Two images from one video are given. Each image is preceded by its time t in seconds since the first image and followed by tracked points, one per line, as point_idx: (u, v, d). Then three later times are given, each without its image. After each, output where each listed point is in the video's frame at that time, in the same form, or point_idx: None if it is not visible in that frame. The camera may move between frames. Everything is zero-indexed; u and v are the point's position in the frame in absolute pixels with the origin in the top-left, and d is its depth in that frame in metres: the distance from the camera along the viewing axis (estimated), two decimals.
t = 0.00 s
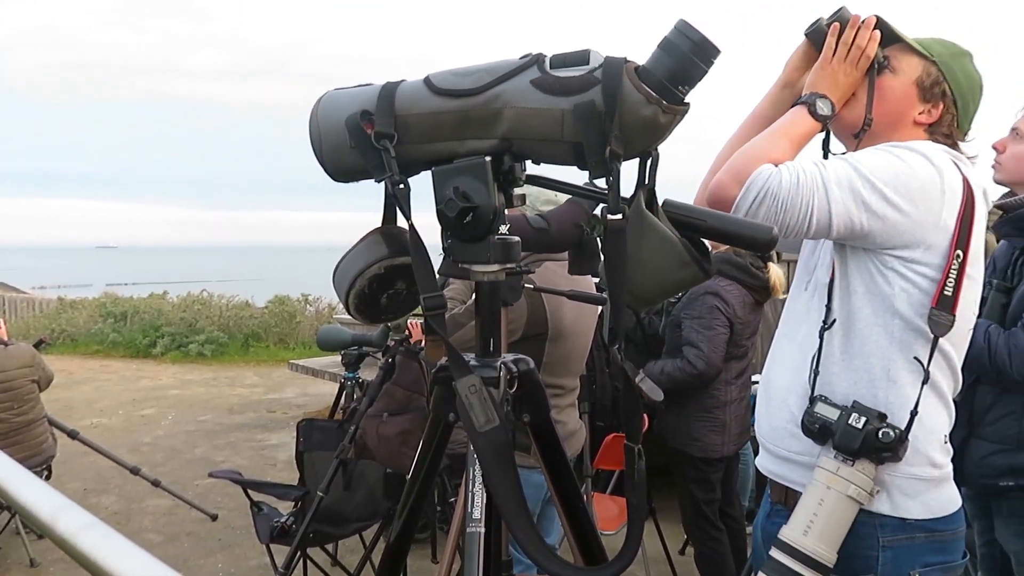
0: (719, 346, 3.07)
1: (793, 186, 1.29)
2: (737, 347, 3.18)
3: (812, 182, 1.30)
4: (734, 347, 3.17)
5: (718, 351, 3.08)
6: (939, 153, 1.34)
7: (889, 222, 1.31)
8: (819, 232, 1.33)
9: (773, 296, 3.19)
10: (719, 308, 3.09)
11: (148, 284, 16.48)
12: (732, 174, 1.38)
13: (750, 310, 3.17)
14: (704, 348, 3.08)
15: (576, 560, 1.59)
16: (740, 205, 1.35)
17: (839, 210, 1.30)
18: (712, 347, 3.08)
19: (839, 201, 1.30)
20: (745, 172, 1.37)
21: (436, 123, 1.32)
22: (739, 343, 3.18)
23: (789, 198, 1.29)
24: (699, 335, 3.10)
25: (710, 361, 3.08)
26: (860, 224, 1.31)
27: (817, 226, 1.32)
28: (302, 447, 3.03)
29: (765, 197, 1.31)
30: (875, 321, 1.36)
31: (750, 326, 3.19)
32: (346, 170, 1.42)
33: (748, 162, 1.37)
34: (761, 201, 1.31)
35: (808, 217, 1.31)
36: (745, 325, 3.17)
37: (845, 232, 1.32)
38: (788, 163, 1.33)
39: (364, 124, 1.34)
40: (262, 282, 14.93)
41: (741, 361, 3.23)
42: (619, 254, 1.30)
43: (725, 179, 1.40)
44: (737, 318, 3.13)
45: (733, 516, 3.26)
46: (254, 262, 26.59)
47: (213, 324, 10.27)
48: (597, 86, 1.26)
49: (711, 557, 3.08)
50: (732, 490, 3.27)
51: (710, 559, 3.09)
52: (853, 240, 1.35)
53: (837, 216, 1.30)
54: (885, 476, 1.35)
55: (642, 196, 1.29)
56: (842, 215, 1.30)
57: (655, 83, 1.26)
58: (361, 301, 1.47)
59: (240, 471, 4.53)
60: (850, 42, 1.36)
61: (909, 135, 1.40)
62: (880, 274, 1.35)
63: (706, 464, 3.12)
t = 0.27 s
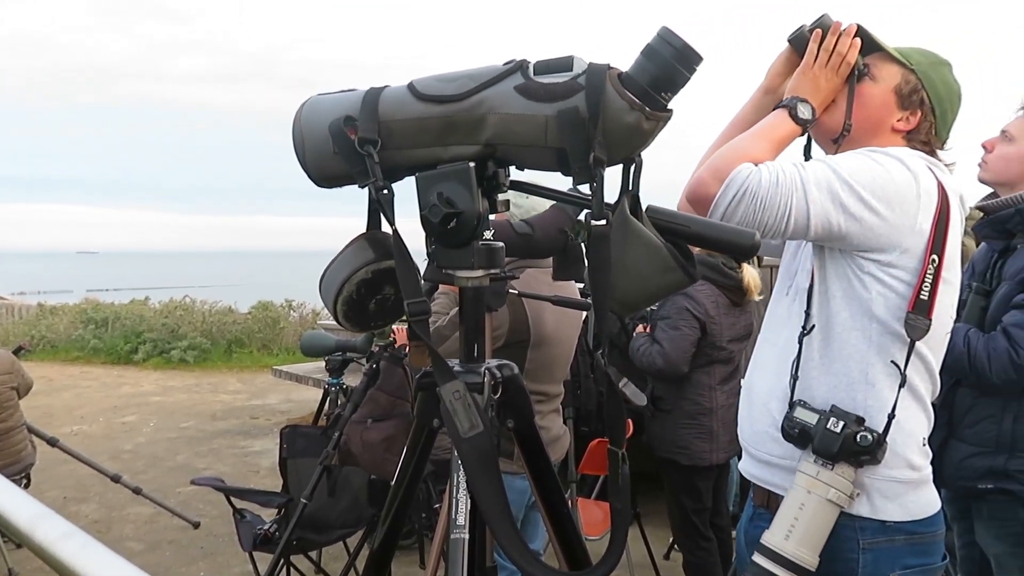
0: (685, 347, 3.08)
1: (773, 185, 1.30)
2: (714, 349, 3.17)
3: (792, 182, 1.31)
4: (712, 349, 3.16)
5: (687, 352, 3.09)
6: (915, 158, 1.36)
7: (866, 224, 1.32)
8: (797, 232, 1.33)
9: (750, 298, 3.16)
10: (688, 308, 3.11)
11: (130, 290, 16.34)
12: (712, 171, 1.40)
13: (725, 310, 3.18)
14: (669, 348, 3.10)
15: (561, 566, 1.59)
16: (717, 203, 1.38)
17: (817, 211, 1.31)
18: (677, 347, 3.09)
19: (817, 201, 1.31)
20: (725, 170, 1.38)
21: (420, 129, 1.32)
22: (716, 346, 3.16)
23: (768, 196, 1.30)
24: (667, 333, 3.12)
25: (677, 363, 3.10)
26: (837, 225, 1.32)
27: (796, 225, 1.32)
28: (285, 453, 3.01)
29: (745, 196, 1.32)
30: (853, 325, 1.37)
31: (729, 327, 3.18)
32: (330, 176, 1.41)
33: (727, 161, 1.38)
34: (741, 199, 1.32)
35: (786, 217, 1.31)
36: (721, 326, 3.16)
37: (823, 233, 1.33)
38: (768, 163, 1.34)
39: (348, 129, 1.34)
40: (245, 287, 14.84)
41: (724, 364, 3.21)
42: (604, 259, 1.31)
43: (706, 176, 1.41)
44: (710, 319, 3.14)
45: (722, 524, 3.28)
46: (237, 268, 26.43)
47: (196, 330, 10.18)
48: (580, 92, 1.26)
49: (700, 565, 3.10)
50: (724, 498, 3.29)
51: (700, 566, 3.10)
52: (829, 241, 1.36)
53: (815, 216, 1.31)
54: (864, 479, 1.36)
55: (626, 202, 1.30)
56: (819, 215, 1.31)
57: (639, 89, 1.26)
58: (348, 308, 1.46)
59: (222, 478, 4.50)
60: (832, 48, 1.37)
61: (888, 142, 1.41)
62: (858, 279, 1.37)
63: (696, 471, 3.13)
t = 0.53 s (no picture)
0: (653, 349, 3.10)
1: (755, 186, 1.31)
2: (689, 350, 3.16)
3: (772, 185, 1.32)
4: (687, 350, 3.16)
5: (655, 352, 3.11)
6: (893, 162, 1.38)
7: (845, 227, 1.33)
8: (777, 234, 1.34)
9: (725, 298, 3.13)
10: (657, 310, 3.11)
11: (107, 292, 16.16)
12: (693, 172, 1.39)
13: (698, 309, 3.16)
14: (636, 348, 3.13)
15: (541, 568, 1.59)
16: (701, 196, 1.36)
17: (797, 213, 1.32)
18: (645, 350, 3.11)
19: (798, 203, 1.32)
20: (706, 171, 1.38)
21: (400, 131, 1.32)
22: (691, 347, 3.16)
23: (750, 198, 1.31)
24: (635, 335, 3.15)
25: (645, 365, 3.12)
26: (817, 227, 1.33)
27: (776, 227, 1.33)
28: (265, 457, 2.99)
29: (727, 197, 1.32)
30: (831, 327, 1.38)
31: (703, 327, 3.17)
32: (309, 178, 1.40)
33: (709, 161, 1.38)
34: (723, 200, 1.32)
35: (767, 219, 1.32)
36: (694, 326, 3.15)
37: (802, 235, 1.34)
38: (749, 165, 1.35)
39: (327, 131, 1.33)
40: (224, 290, 14.72)
41: (703, 365, 3.20)
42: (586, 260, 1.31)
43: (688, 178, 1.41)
44: (681, 319, 3.14)
45: (709, 529, 3.31)
46: (217, 270, 26.22)
47: (174, 333, 10.07)
48: (561, 95, 1.27)
49: (688, 570, 3.11)
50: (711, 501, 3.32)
51: (688, 570, 3.12)
52: (809, 244, 1.36)
53: (795, 219, 1.32)
54: (843, 479, 1.37)
55: (606, 204, 1.29)
56: (800, 217, 1.32)
57: (618, 92, 1.27)
58: (325, 311, 1.46)
59: (201, 482, 4.45)
60: (812, 51, 1.38)
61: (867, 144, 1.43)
62: (835, 281, 1.38)
63: (680, 475, 3.15)
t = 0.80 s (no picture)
0: (637, 354, 3.11)
1: (739, 225, 1.30)
2: (670, 355, 3.17)
3: (753, 216, 1.32)
4: (670, 355, 3.17)
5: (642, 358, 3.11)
6: (861, 169, 1.40)
7: (826, 245, 1.35)
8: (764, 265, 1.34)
9: (709, 304, 3.16)
10: (645, 316, 3.11)
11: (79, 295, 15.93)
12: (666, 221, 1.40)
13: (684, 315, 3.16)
14: (622, 352, 3.14)
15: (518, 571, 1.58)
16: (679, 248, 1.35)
17: (781, 241, 1.32)
18: (631, 355, 3.12)
19: (782, 231, 1.32)
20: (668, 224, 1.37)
21: (376, 132, 1.32)
22: (673, 353, 3.16)
23: (736, 237, 1.30)
24: (622, 340, 3.16)
25: (628, 369, 3.14)
26: (801, 251, 1.34)
27: (765, 261, 1.33)
28: (240, 461, 2.96)
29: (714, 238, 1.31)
30: (803, 336, 1.39)
31: (686, 334, 3.17)
32: (283, 180, 1.39)
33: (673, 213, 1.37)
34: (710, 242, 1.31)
35: (755, 253, 1.32)
36: (678, 332, 3.15)
37: (788, 260, 1.34)
38: (726, 202, 1.34)
39: (302, 132, 1.32)
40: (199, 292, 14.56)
41: (681, 370, 3.21)
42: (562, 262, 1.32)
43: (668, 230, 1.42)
44: (667, 325, 3.13)
45: (683, 530, 3.32)
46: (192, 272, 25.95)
47: (148, 336, 9.95)
48: (537, 98, 1.27)
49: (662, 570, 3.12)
50: (685, 503, 3.33)
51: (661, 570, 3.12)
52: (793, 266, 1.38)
53: (780, 246, 1.32)
54: (813, 484, 1.38)
55: (581, 207, 1.31)
56: (786, 245, 1.32)
57: (594, 95, 1.27)
58: (299, 313, 1.44)
59: (175, 487, 4.40)
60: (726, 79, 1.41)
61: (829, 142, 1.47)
62: (807, 291, 1.39)
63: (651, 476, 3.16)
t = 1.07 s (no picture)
0: (623, 353, 3.10)
1: (734, 283, 1.32)
2: (657, 356, 3.19)
3: (744, 267, 1.32)
4: (654, 356, 3.19)
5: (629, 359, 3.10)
6: (818, 175, 1.41)
7: (814, 262, 1.36)
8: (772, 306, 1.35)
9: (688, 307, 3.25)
10: (633, 317, 3.10)
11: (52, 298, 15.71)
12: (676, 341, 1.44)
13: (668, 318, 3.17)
14: (610, 354, 3.12)
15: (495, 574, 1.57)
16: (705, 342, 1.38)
17: (777, 280, 1.32)
18: (618, 355, 3.11)
19: (775, 271, 1.32)
20: (685, 332, 1.40)
21: (354, 135, 1.31)
22: (660, 354, 3.19)
23: (738, 292, 1.32)
24: (608, 340, 3.14)
25: (614, 368, 3.12)
26: (796, 280, 1.35)
27: (772, 305, 1.34)
28: (217, 465, 2.93)
29: (721, 305, 1.33)
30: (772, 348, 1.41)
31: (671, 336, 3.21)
32: (260, 182, 1.38)
33: (675, 319, 1.40)
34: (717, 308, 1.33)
35: (761, 301, 1.32)
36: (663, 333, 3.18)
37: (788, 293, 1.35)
38: (712, 265, 1.35)
39: (279, 133, 1.31)
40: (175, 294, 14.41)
41: (664, 371, 3.23)
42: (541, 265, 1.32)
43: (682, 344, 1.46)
44: (652, 325, 3.15)
45: (663, 531, 3.35)
46: (168, 274, 25.68)
47: (123, 339, 9.83)
48: (515, 101, 1.27)
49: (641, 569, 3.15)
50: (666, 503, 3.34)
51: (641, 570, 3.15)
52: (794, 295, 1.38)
53: (779, 285, 1.32)
54: (786, 492, 1.41)
55: (560, 209, 1.31)
56: (784, 279, 1.33)
57: (572, 99, 1.27)
58: (279, 316, 1.42)
59: (150, 492, 4.35)
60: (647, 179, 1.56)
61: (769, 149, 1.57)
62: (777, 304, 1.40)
63: (632, 477, 3.17)
